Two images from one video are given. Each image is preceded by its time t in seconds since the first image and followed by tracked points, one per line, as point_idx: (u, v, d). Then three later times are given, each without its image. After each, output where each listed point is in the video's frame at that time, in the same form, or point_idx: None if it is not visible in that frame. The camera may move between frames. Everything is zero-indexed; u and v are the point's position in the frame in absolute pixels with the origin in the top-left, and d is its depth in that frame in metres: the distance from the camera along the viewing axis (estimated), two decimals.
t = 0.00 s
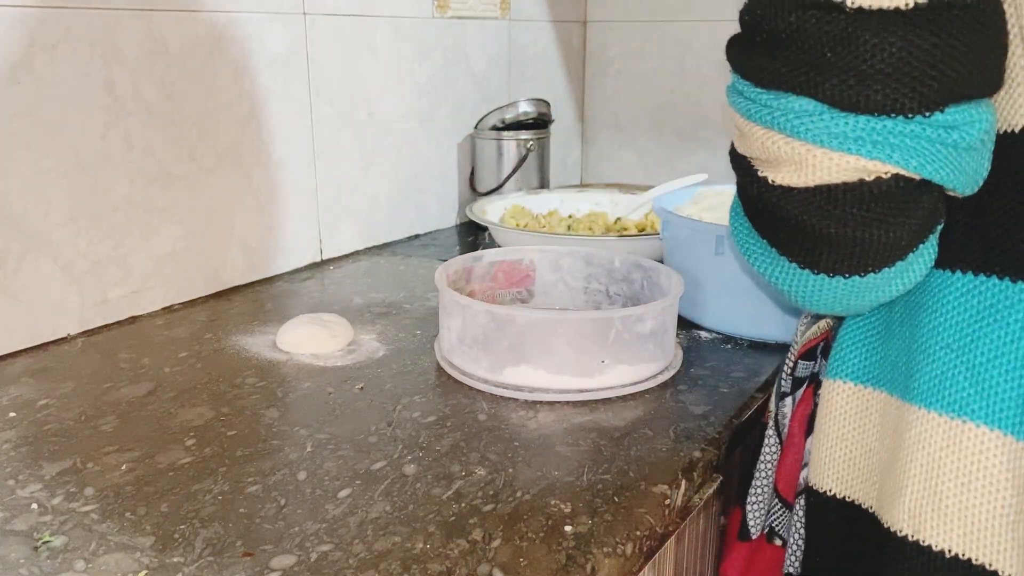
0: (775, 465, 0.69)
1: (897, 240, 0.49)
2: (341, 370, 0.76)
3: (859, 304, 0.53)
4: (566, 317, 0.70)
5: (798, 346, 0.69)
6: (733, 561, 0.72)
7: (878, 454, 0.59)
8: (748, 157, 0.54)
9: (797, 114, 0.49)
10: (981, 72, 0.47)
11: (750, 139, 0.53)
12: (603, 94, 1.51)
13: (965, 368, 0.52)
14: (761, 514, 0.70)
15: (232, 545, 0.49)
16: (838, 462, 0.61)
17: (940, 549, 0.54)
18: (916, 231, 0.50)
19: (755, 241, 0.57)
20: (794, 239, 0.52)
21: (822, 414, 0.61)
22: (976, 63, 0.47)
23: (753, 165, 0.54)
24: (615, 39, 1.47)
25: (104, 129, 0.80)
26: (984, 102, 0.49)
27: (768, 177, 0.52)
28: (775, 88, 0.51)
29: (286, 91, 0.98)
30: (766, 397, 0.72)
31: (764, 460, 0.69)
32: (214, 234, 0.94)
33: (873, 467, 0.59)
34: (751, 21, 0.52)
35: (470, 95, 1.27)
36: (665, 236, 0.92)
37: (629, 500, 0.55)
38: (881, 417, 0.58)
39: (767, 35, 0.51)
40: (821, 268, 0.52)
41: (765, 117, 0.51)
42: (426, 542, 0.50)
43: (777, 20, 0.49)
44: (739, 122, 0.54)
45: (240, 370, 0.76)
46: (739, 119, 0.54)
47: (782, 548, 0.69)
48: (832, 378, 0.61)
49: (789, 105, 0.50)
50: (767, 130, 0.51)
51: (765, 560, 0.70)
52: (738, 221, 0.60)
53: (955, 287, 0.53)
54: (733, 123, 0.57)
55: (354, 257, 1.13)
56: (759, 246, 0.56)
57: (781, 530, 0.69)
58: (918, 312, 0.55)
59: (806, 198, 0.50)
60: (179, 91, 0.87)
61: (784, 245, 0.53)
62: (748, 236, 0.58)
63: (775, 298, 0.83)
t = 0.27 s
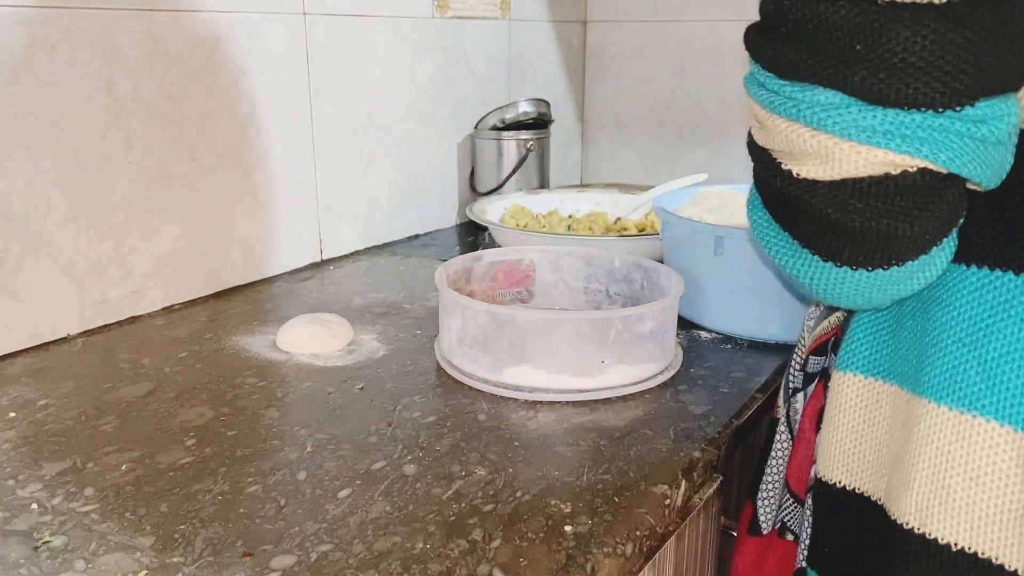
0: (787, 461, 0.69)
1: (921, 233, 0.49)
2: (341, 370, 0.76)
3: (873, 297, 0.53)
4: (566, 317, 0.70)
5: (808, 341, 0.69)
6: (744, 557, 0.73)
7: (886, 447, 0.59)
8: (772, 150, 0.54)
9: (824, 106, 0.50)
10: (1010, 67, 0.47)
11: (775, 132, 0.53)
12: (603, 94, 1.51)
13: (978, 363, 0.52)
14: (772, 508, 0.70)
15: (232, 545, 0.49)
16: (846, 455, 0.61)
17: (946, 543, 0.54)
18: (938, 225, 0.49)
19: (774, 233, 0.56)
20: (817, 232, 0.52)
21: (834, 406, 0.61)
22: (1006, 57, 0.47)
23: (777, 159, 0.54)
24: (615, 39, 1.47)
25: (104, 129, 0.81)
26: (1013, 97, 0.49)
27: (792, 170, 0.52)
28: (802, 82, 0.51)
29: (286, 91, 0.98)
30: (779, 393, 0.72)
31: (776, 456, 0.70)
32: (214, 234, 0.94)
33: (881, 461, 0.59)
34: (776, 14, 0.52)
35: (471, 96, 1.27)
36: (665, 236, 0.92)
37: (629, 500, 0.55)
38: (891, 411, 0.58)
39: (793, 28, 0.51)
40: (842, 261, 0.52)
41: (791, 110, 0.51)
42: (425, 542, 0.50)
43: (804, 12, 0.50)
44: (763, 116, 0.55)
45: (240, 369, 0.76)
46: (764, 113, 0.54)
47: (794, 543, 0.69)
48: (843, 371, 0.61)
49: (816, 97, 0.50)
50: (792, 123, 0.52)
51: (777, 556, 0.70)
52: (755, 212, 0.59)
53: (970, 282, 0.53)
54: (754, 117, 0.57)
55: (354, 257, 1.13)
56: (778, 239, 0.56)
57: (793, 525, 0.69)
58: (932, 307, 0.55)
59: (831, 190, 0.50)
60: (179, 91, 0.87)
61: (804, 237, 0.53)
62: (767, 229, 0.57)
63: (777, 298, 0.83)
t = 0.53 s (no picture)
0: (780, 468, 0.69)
1: (926, 236, 0.49)
2: (342, 370, 0.76)
3: (875, 301, 0.53)
4: (566, 317, 0.70)
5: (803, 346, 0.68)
6: (736, 564, 0.73)
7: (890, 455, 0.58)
8: (778, 149, 0.54)
9: (833, 108, 0.49)
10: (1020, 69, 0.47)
11: (781, 135, 0.53)
12: (603, 94, 1.51)
13: (985, 370, 0.52)
14: (764, 518, 0.69)
15: (232, 545, 0.49)
16: (850, 463, 0.60)
17: (957, 553, 0.53)
18: (939, 228, 0.49)
19: (774, 237, 0.57)
20: (817, 233, 0.52)
21: (834, 415, 0.61)
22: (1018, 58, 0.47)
23: (782, 160, 0.54)
24: (615, 39, 1.47)
25: (104, 129, 0.80)
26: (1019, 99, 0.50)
27: (797, 171, 0.52)
28: (810, 83, 0.51)
29: (286, 91, 0.98)
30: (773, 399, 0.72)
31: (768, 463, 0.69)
32: (214, 234, 0.94)
33: (885, 469, 0.59)
34: (783, 11, 0.52)
35: (471, 95, 1.27)
36: (665, 236, 0.92)
37: (629, 500, 0.55)
38: (894, 419, 0.58)
39: (800, 26, 0.51)
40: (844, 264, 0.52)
41: (800, 112, 0.51)
42: (426, 542, 0.50)
43: (812, 8, 0.49)
44: (769, 117, 0.54)
45: (240, 369, 0.76)
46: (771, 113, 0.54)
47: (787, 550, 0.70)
48: (843, 380, 0.60)
49: (824, 99, 0.50)
50: (800, 124, 0.51)
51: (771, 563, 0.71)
52: (755, 217, 0.59)
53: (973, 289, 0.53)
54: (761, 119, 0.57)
55: (354, 257, 1.13)
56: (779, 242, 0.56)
57: (787, 534, 0.69)
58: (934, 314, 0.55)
59: (833, 193, 0.50)
60: (179, 91, 0.87)
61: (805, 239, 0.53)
62: (767, 234, 0.57)
63: (776, 299, 0.83)
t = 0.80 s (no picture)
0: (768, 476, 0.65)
1: (977, 238, 0.42)
2: (342, 370, 0.76)
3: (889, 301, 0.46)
4: (566, 317, 0.71)
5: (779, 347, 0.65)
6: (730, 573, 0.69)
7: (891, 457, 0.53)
8: (817, 129, 0.44)
9: (915, 92, 0.39)
10: None
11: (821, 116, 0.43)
12: (603, 94, 1.51)
13: (995, 372, 0.46)
14: (754, 523, 0.66)
15: (232, 545, 0.49)
16: (845, 463, 0.55)
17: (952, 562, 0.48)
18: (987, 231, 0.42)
19: (791, 209, 0.45)
20: (863, 232, 0.42)
21: (829, 413, 0.55)
22: None
23: (838, 144, 0.42)
24: (615, 39, 1.47)
25: (104, 129, 0.80)
26: None
27: (859, 161, 0.41)
28: (877, 58, 0.40)
29: (286, 91, 0.98)
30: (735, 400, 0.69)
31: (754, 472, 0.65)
32: (214, 234, 0.94)
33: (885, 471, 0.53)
34: None
35: (471, 95, 1.27)
36: (665, 236, 0.92)
37: (629, 500, 0.55)
38: (896, 418, 0.52)
39: None
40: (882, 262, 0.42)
41: (875, 92, 0.40)
42: (425, 542, 0.50)
43: None
44: (814, 90, 0.43)
45: (240, 369, 0.76)
46: (814, 93, 0.44)
47: (782, 555, 0.67)
48: (840, 377, 0.54)
49: (905, 80, 0.39)
50: (868, 107, 0.40)
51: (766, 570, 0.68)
52: (772, 177, 0.47)
53: (993, 288, 0.47)
54: (801, 89, 0.46)
55: (354, 257, 1.13)
56: (799, 217, 0.45)
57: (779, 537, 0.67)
58: (947, 308, 0.49)
59: (902, 189, 0.40)
60: (179, 91, 0.87)
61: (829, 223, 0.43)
62: (779, 203, 0.46)
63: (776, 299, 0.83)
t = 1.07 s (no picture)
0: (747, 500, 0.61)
1: None
2: (342, 370, 0.76)
3: (972, 317, 0.40)
4: (566, 317, 0.71)
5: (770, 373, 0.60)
6: None
7: (945, 493, 0.46)
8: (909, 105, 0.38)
9: None
10: None
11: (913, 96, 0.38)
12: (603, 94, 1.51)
13: None
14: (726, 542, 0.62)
15: (232, 545, 0.49)
16: (882, 498, 0.48)
17: None
18: None
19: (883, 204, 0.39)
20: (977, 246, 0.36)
21: (882, 445, 0.47)
22: None
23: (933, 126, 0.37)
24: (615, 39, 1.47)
25: (104, 129, 0.80)
26: None
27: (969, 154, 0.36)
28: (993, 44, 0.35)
29: (286, 91, 0.98)
30: (718, 412, 0.66)
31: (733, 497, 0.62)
32: (213, 234, 0.94)
33: (934, 507, 0.47)
34: None
35: (470, 95, 1.27)
36: (665, 237, 0.92)
37: (629, 500, 0.55)
38: (948, 449, 0.46)
39: None
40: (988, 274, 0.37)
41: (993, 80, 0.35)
42: (425, 542, 0.50)
43: None
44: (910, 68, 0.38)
45: (240, 369, 0.76)
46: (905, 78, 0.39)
47: None
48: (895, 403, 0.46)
49: None
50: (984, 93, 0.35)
51: None
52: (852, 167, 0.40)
53: None
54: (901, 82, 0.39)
55: (354, 257, 1.13)
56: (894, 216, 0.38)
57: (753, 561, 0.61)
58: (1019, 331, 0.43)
59: None
60: (179, 91, 0.87)
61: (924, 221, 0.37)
62: (865, 198, 0.39)
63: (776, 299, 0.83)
